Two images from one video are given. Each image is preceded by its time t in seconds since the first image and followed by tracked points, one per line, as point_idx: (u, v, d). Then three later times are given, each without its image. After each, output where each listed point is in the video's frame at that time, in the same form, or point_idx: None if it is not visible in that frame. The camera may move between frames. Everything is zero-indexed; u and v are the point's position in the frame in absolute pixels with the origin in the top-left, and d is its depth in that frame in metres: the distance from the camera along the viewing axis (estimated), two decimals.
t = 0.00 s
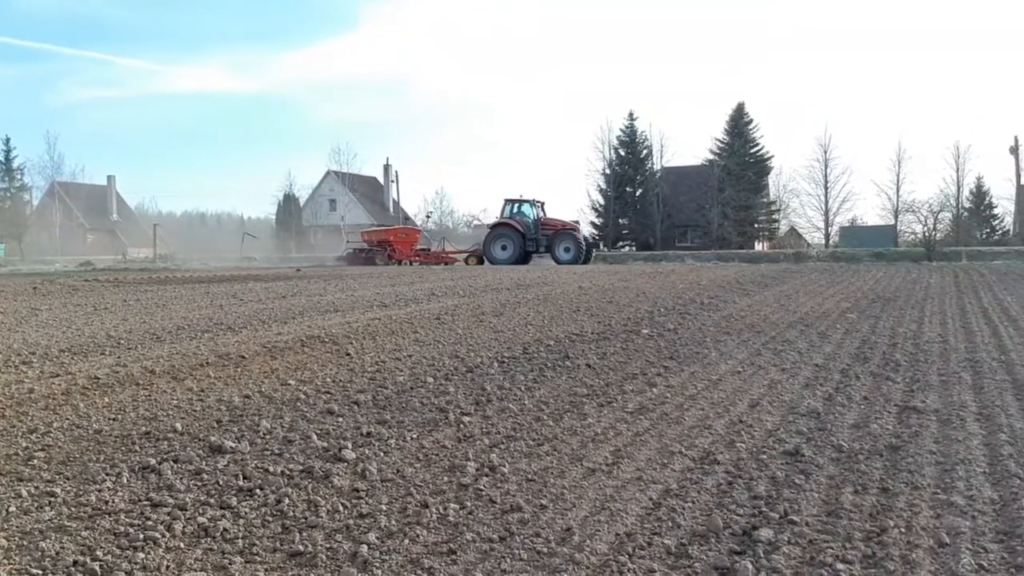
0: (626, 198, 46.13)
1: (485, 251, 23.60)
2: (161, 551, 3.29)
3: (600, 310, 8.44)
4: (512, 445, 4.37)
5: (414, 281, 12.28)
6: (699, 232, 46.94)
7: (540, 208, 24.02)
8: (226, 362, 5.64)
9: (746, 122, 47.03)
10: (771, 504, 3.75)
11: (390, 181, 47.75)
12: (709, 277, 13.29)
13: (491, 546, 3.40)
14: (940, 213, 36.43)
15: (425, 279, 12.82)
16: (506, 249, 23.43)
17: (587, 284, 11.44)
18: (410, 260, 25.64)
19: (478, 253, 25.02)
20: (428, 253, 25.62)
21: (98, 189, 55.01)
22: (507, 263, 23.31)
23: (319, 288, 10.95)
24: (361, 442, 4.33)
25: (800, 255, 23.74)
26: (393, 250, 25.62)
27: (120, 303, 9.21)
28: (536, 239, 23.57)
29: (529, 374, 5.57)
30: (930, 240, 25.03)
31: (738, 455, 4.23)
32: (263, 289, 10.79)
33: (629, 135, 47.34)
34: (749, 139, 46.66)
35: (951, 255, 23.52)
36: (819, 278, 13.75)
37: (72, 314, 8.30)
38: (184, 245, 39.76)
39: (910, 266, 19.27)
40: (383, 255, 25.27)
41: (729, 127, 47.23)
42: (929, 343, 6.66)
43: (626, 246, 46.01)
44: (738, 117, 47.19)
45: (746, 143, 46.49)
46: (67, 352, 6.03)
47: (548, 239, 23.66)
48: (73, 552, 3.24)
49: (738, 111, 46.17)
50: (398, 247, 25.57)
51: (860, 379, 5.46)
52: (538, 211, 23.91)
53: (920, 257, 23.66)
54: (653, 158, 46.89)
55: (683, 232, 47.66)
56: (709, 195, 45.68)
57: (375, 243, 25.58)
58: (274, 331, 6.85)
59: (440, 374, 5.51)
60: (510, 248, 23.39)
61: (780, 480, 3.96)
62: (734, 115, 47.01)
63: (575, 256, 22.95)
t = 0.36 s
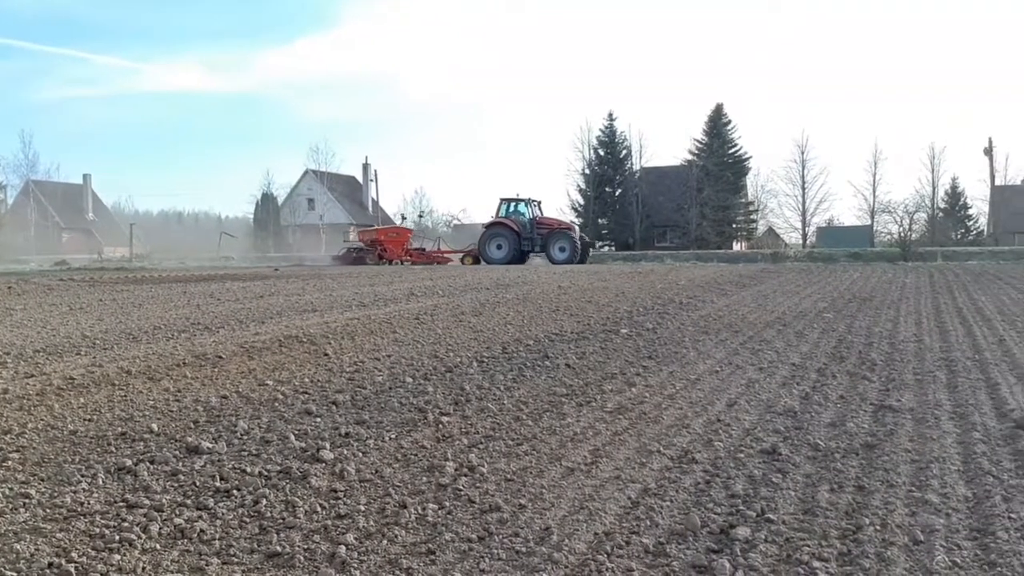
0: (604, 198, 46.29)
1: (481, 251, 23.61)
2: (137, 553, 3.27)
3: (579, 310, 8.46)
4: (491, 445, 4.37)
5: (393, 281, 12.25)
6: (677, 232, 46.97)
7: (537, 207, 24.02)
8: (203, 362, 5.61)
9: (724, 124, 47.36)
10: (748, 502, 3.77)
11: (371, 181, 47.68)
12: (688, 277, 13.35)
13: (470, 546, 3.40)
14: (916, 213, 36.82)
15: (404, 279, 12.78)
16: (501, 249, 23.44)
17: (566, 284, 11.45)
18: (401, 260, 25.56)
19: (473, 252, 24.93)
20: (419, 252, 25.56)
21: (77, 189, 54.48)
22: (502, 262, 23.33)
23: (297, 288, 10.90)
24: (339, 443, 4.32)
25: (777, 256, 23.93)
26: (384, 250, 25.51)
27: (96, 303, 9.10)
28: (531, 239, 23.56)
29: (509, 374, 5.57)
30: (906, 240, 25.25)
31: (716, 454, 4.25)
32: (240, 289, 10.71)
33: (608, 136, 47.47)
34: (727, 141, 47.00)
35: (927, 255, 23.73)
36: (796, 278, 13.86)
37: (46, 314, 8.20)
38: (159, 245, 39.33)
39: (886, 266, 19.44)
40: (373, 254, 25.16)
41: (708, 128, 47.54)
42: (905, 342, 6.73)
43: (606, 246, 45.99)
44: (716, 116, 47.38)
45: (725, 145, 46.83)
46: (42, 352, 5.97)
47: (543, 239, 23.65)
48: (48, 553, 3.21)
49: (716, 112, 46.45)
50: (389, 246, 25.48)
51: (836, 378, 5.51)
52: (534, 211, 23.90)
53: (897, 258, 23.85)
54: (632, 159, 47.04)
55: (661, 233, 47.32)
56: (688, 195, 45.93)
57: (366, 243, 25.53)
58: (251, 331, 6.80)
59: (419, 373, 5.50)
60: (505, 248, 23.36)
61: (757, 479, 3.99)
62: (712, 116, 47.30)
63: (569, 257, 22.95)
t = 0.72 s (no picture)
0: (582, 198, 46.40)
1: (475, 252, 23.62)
2: (112, 554, 3.24)
3: (558, 310, 8.48)
4: (469, 445, 4.37)
5: (371, 281, 12.22)
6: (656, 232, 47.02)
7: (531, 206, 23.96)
8: (179, 363, 5.57)
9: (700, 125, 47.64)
10: (725, 500, 3.79)
11: (349, 180, 47.54)
12: (666, 277, 13.42)
13: (448, 546, 3.40)
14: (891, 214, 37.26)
15: (383, 279, 12.75)
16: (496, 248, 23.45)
17: (545, 284, 11.48)
18: (392, 260, 25.51)
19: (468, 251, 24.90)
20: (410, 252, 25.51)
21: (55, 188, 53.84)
22: (497, 262, 23.33)
23: (275, 288, 10.86)
24: (317, 443, 4.30)
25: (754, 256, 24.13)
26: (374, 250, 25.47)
27: (70, 303, 9.02)
28: (526, 238, 23.53)
29: (487, 374, 5.57)
30: (880, 240, 25.49)
31: (693, 453, 4.27)
32: (217, 289, 10.64)
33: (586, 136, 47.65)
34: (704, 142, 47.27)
35: (901, 255, 23.97)
36: (773, 278, 13.98)
37: (19, 314, 8.11)
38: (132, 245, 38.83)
39: (862, 266, 19.63)
40: (363, 254, 25.12)
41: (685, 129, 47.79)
42: (879, 341, 6.80)
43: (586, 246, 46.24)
44: (694, 117, 47.56)
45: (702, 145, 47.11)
46: (15, 353, 5.90)
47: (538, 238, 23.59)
48: (21, 556, 3.18)
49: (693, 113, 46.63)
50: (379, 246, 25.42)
51: (812, 377, 5.55)
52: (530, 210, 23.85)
53: (872, 258, 24.07)
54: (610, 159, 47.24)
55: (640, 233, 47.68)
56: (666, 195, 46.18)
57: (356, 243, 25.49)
58: (228, 332, 6.77)
59: (398, 374, 5.49)
60: (499, 248, 23.39)
61: (734, 477, 4.01)
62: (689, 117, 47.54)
63: (565, 256, 22.91)
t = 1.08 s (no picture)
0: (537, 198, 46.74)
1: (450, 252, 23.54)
2: (58, 560, 3.19)
3: (514, 310, 8.51)
4: (423, 446, 4.36)
5: (327, 281, 12.15)
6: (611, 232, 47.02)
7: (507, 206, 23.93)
8: (128, 365, 5.48)
9: (656, 126, 48.08)
10: (677, 498, 3.84)
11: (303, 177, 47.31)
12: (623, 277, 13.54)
13: (401, 548, 3.39)
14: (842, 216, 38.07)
15: (339, 280, 12.67)
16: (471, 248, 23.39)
17: (502, 284, 11.51)
18: (361, 260, 25.39)
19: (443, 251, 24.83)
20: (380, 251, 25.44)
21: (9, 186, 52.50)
22: (472, 262, 23.29)
23: (227, 288, 10.74)
24: (268, 445, 4.27)
25: (708, 256, 24.49)
26: (343, 250, 25.31)
27: (14, 304, 8.82)
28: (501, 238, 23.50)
29: (442, 375, 5.57)
30: (830, 240, 26.00)
31: (647, 451, 4.32)
32: (168, 289, 10.49)
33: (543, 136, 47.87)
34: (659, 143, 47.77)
35: (849, 255, 24.45)
36: (728, 278, 14.18)
37: None
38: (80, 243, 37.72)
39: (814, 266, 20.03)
40: (331, 254, 24.96)
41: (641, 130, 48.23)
42: (829, 340, 6.93)
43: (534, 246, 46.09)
44: (648, 117, 47.92)
45: (657, 146, 47.61)
46: None
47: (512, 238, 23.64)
48: None
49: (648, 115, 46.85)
50: (348, 246, 25.29)
51: (763, 375, 5.64)
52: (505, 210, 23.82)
53: (822, 258, 24.50)
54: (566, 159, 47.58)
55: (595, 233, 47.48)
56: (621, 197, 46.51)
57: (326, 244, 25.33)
58: (177, 333, 6.67)
59: (351, 375, 5.46)
60: (474, 248, 23.34)
61: (687, 475, 4.06)
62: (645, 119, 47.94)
63: (540, 257, 22.95)
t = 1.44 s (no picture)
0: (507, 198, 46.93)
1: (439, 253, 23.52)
2: (20, 565, 3.14)
3: (484, 310, 8.51)
4: (393, 447, 4.36)
5: (295, 281, 12.09)
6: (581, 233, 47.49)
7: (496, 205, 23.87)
8: (93, 367, 5.42)
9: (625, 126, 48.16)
10: (647, 497, 3.86)
11: (271, 177, 47.03)
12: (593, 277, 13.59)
13: (370, 549, 3.38)
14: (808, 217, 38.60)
15: (309, 279, 12.60)
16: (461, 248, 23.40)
17: (472, 284, 11.51)
18: (346, 260, 25.20)
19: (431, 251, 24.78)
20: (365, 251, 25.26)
21: None
22: (461, 262, 23.25)
23: (192, 289, 10.64)
24: (236, 447, 4.24)
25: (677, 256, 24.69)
26: (327, 250, 25.15)
27: None
28: (490, 237, 23.48)
29: (411, 375, 5.56)
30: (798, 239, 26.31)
31: (617, 450, 4.34)
32: (133, 290, 10.37)
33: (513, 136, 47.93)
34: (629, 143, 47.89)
35: (816, 255, 24.74)
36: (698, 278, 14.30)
37: None
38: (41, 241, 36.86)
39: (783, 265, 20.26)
40: (314, 254, 24.78)
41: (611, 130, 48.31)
42: (796, 338, 7.01)
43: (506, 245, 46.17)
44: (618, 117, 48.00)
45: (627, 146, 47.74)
46: None
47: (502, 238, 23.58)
48: None
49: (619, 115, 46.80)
50: (332, 246, 25.13)
51: (731, 374, 5.70)
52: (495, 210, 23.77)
53: (788, 257, 24.78)
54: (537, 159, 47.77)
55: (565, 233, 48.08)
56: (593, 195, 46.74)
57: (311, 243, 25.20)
58: (143, 334, 6.60)
59: (320, 375, 5.44)
60: (463, 248, 23.29)
61: (656, 473, 4.09)
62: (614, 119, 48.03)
63: (529, 256, 22.93)
